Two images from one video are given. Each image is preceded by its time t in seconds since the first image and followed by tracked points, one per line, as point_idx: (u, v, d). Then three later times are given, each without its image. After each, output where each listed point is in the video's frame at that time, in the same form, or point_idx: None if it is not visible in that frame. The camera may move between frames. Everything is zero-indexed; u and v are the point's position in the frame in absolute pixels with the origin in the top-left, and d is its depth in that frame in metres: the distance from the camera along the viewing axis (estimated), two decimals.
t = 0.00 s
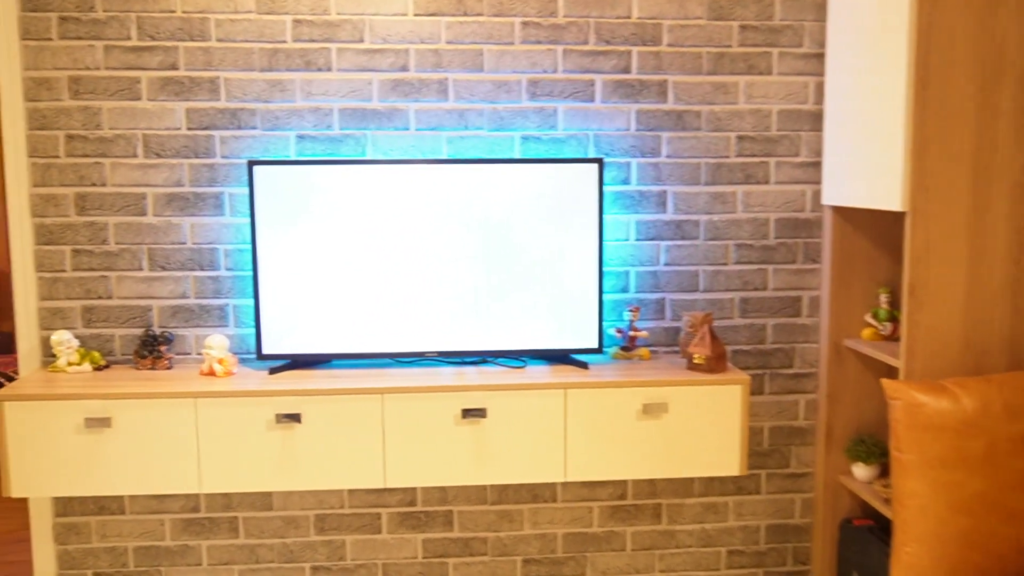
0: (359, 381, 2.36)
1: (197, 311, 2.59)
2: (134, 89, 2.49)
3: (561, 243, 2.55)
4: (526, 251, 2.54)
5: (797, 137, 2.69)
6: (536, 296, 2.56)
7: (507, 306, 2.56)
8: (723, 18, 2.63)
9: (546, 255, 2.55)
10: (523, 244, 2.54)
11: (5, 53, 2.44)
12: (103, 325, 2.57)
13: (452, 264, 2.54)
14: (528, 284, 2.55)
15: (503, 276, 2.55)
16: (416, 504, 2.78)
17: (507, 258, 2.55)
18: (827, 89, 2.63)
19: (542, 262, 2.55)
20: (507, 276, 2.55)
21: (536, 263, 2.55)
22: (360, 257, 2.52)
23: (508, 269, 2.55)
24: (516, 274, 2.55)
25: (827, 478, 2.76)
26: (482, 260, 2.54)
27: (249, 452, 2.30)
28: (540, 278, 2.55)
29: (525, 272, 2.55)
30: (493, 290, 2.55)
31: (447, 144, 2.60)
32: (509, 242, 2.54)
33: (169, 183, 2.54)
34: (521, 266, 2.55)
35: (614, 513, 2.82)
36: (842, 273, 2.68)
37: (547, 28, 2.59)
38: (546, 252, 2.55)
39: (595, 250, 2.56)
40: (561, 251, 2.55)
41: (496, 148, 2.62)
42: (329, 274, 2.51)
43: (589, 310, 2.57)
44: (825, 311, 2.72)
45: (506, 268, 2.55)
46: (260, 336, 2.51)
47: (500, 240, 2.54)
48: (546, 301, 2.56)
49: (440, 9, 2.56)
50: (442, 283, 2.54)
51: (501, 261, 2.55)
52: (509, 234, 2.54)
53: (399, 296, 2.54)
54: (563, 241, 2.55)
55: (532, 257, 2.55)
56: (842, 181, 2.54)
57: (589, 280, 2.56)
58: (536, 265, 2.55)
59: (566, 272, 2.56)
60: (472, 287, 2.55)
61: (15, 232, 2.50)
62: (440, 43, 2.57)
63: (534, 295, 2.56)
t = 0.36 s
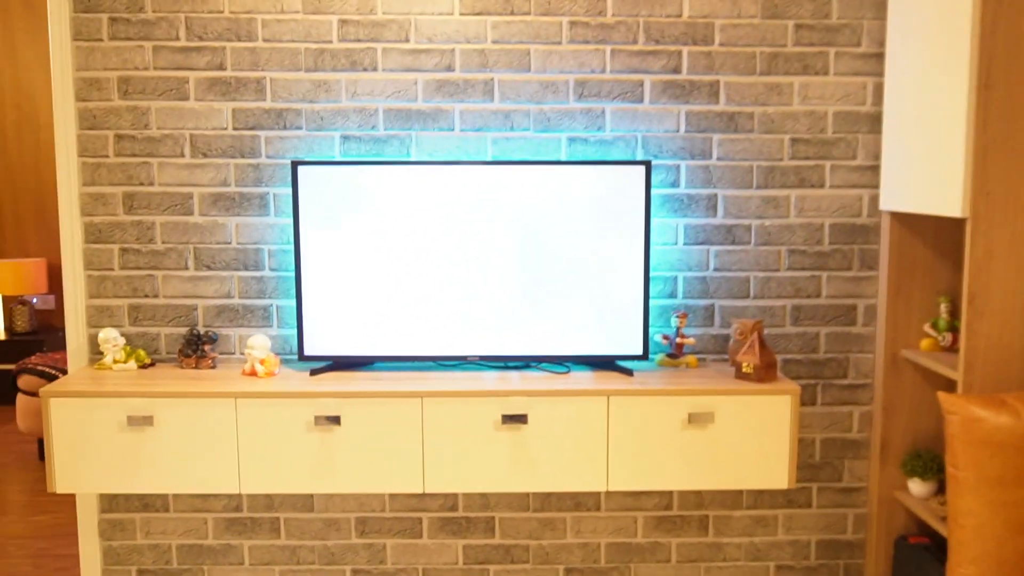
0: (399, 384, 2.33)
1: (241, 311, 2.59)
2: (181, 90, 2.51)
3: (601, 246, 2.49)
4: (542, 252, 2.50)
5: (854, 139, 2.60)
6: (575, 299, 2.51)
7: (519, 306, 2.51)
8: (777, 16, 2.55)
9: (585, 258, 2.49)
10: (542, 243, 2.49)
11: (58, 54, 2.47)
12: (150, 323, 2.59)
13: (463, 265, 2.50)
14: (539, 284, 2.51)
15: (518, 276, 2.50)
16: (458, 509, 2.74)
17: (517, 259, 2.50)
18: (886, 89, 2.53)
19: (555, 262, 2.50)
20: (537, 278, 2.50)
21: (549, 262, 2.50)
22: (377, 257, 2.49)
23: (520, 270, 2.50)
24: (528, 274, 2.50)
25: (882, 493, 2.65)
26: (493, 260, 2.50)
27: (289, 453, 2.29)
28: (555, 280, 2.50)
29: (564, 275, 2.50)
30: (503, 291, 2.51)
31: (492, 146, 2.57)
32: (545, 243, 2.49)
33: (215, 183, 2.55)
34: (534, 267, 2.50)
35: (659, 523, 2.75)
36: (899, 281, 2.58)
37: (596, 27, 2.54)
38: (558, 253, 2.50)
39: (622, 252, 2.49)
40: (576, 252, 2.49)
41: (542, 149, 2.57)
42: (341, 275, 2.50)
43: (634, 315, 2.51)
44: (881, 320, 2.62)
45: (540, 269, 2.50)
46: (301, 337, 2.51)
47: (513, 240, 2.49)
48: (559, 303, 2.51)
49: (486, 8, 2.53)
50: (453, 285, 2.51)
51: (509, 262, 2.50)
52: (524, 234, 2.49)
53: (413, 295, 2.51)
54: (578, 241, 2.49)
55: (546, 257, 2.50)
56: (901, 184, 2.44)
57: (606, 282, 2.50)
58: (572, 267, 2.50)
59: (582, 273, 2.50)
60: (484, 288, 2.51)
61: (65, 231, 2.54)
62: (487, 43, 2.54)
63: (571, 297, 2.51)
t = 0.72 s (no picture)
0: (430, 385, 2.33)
1: (277, 311, 2.62)
2: (219, 93, 2.54)
3: (630, 246, 2.46)
4: (565, 252, 2.48)
5: (897, 138, 2.53)
6: (605, 300, 2.48)
7: (539, 306, 2.50)
8: (817, 12, 2.49)
9: (613, 259, 2.47)
10: (565, 243, 2.47)
11: (100, 59, 2.53)
12: (188, 323, 2.63)
13: (484, 264, 2.49)
14: (561, 284, 2.49)
15: (539, 276, 2.49)
16: (490, 511, 2.73)
17: (538, 258, 2.48)
18: (931, 86, 2.46)
19: (577, 261, 2.48)
20: (564, 279, 2.49)
21: (571, 261, 2.48)
22: (401, 256, 2.50)
23: (541, 269, 2.49)
24: (549, 273, 2.49)
25: (925, 502, 2.58)
26: (514, 259, 2.49)
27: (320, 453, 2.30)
28: (577, 279, 2.48)
29: (591, 276, 2.48)
30: (523, 291, 2.49)
31: (526, 146, 2.56)
32: (572, 242, 2.47)
33: (252, 185, 2.57)
34: (556, 266, 2.48)
35: (694, 528, 2.71)
36: (944, 283, 2.51)
37: (630, 26, 2.51)
38: (580, 252, 2.47)
39: (646, 252, 2.46)
40: (599, 251, 2.47)
41: (576, 150, 2.55)
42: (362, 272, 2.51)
43: (668, 317, 2.47)
44: (925, 324, 2.54)
45: (566, 269, 2.48)
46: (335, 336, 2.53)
47: (535, 240, 2.48)
48: (581, 302, 2.49)
49: (520, 8, 2.51)
50: (474, 283, 2.50)
51: (530, 261, 2.48)
52: (546, 233, 2.47)
53: (436, 294, 2.51)
54: (600, 239, 2.47)
55: (568, 257, 2.48)
56: (946, 184, 2.37)
57: (629, 282, 2.47)
58: (598, 266, 2.47)
59: (605, 272, 2.47)
60: (506, 287, 2.50)
61: (108, 232, 2.60)
62: (521, 43, 2.52)
63: (600, 298, 2.48)
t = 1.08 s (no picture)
0: (453, 388, 2.34)
1: (306, 314, 2.64)
2: (250, 97, 2.58)
3: (654, 251, 2.44)
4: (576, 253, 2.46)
5: (933, 140, 2.47)
6: (627, 304, 2.46)
7: (553, 307, 2.49)
8: (850, 13, 2.45)
9: (629, 261, 2.45)
10: (585, 246, 2.46)
11: (136, 65, 2.58)
12: (219, 325, 2.67)
13: (500, 266, 2.49)
14: (576, 286, 2.48)
15: (563, 281, 2.48)
16: (516, 515, 2.72)
17: (553, 260, 2.47)
18: (969, 88, 2.40)
19: (598, 264, 2.46)
20: (582, 282, 2.47)
21: (592, 265, 2.46)
22: (418, 259, 2.51)
23: (557, 271, 2.48)
24: (565, 276, 2.48)
25: (960, 514, 2.52)
26: (531, 262, 2.48)
27: (343, 454, 2.32)
28: (593, 282, 2.47)
29: (606, 278, 2.46)
30: (539, 293, 2.49)
31: (554, 150, 2.55)
32: (597, 246, 2.46)
33: (282, 188, 2.61)
34: (573, 269, 2.47)
35: (722, 536, 2.67)
36: (982, 290, 2.44)
37: (659, 29, 2.49)
38: (597, 256, 2.46)
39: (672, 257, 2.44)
40: (622, 256, 2.45)
41: (603, 153, 2.54)
42: (396, 278, 2.52)
43: (695, 322, 2.44)
44: (962, 331, 2.48)
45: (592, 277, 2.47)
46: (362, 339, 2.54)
47: (547, 241, 2.47)
48: (596, 305, 2.47)
49: (548, 12, 2.51)
50: (490, 285, 2.50)
51: (540, 262, 2.48)
52: (561, 235, 2.46)
53: (454, 295, 2.51)
54: (632, 248, 2.44)
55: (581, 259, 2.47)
56: (983, 188, 2.31)
57: (645, 285, 2.45)
58: (625, 273, 2.45)
59: (632, 279, 2.45)
60: (521, 289, 2.49)
61: (142, 235, 2.65)
62: (548, 46, 2.52)
63: (624, 302, 2.46)
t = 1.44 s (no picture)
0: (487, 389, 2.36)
1: (348, 313, 2.69)
2: (295, 100, 2.64)
3: (705, 257, 2.42)
4: (595, 254, 2.47)
5: (981, 143, 2.41)
6: (669, 306, 2.45)
7: (573, 308, 2.50)
8: (895, 13, 2.40)
9: (648, 262, 2.45)
10: (631, 253, 2.46)
11: (186, 70, 2.66)
12: (263, 323, 2.73)
13: (519, 266, 2.51)
14: (594, 286, 2.48)
15: (606, 285, 2.48)
16: (552, 516, 2.73)
17: (572, 261, 2.49)
18: (1019, 89, 2.33)
19: (652, 272, 2.45)
20: (601, 282, 2.48)
21: (645, 273, 2.45)
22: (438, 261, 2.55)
23: (575, 272, 2.49)
24: (585, 276, 2.48)
25: (1007, 528, 2.45)
26: (549, 263, 2.50)
27: (378, 452, 2.36)
28: (613, 283, 2.47)
29: (625, 278, 2.47)
30: (557, 293, 2.50)
31: (592, 152, 2.55)
32: (649, 252, 2.45)
33: (325, 189, 2.66)
34: (590, 269, 2.48)
35: (760, 544, 2.64)
36: None
37: (698, 31, 2.48)
38: (618, 258, 2.46)
39: (698, 259, 2.42)
40: (647, 257, 2.45)
41: (642, 156, 2.53)
42: (419, 279, 2.56)
43: (725, 325, 2.43)
44: (1010, 340, 2.41)
45: (639, 282, 2.46)
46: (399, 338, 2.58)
47: (566, 241, 2.48)
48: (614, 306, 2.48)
49: (586, 14, 2.51)
50: (509, 286, 2.52)
51: (559, 263, 2.49)
52: (579, 235, 2.47)
53: (471, 296, 2.54)
54: (665, 252, 2.44)
55: (600, 261, 2.47)
56: None
57: (665, 288, 2.45)
58: (645, 274, 2.45)
59: (659, 280, 2.45)
60: (540, 290, 2.51)
61: (192, 235, 2.73)
62: (587, 49, 2.52)
63: (663, 305, 2.45)
